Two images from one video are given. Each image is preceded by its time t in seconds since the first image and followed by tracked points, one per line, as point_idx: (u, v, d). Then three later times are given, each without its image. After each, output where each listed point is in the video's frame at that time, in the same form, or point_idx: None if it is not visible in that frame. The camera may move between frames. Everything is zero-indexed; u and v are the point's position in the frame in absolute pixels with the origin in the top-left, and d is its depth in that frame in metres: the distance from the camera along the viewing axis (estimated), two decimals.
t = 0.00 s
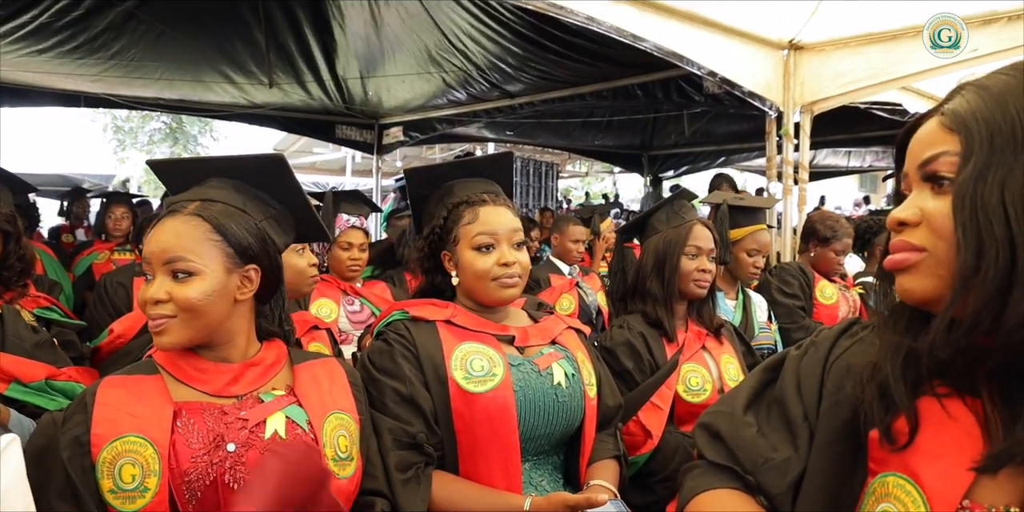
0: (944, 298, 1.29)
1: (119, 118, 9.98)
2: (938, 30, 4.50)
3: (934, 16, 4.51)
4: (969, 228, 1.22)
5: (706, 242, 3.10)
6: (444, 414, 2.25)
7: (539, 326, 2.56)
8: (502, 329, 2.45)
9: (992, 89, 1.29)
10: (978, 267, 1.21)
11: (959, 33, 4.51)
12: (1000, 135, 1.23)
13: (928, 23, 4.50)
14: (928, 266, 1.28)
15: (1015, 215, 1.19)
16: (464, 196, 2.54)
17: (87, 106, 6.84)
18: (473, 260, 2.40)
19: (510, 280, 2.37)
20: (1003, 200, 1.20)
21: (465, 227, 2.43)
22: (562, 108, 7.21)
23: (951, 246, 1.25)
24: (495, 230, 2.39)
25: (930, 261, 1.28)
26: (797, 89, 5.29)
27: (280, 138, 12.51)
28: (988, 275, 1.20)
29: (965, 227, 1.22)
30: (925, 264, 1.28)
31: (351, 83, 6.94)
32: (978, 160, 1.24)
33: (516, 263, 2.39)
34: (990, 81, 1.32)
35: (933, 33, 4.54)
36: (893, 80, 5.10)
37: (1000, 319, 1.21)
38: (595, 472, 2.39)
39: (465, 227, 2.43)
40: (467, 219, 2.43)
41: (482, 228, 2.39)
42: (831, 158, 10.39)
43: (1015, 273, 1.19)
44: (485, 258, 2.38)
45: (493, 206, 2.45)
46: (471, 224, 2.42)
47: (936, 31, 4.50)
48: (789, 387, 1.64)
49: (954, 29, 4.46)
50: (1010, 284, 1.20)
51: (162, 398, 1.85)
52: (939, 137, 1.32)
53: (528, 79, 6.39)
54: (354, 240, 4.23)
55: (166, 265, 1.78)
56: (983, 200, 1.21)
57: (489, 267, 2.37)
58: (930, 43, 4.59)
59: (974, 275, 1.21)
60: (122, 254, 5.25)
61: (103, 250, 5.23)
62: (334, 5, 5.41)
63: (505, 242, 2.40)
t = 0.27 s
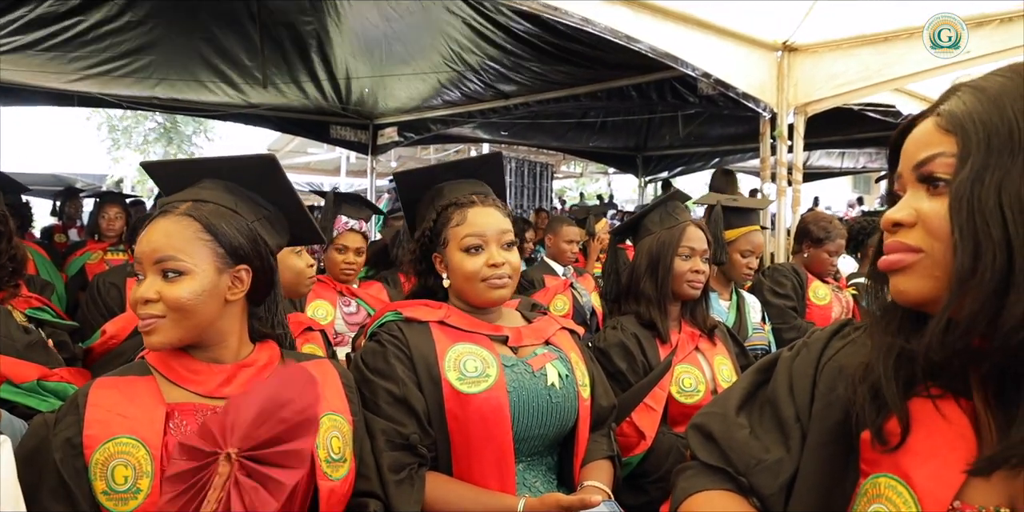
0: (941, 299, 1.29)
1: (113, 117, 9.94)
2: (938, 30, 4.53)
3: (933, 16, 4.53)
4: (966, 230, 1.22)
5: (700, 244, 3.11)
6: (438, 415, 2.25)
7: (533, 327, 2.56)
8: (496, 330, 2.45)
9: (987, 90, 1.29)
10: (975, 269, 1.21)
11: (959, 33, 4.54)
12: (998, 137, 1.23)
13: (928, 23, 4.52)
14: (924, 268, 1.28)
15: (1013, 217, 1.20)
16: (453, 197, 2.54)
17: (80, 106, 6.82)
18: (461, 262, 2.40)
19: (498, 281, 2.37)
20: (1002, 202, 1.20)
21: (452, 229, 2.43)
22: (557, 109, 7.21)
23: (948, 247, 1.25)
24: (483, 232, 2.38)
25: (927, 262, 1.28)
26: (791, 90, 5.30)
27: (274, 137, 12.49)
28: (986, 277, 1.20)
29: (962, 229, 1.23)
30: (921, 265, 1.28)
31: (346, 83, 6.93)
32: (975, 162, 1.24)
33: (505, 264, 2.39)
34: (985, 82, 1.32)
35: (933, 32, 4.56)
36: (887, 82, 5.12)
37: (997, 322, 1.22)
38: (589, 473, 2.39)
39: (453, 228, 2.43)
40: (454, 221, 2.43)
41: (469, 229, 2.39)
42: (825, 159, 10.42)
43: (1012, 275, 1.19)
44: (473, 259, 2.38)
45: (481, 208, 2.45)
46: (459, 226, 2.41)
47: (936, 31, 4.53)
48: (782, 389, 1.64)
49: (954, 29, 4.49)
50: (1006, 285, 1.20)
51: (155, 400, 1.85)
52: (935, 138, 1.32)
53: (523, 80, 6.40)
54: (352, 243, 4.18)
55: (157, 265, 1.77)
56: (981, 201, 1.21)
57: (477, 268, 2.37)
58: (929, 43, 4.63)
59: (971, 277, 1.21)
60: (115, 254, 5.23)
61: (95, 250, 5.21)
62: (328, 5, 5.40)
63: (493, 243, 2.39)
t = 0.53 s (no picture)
0: (931, 304, 1.29)
1: (108, 118, 9.92)
2: (938, 31, 4.52)
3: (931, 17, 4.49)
4: (957, 236, 1.22)
5: (693, 247, 3.12)
6: (431, 418, 2.24)
7: (526, 330, 2.56)
8: (489, 333, 2.46)
9: (977, 96, 1.30)
10: (965, 274, 1.22)
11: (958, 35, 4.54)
12: (988, 144, 1.24)
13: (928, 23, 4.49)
14: (914, 273, 1.29)
15: (1003, 224, 1.20)
16: (446, 201, 2.54)
17: (74, 107, 6.79)
18: (454, 265, 2.40)
19: (491, 285, 2.38)
20: (991, 209, 1.21)
21: (445, 233, 2.43)
22: (552, 111, 7.22)
23: (938, 252, 1.26)
24: (476, 235, 2.39)
25: (917, 267, 1.28)
26: (785, 94, 5.32)
27: (269, 139, 12.48)
28: (977, 283, 1.21)
29: (953, 235, 1.23)
30: (912, 270, 1.29)
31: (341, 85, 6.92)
32: (966, 168, 1.25)
33: (497, 267, 2.40)
34: (975, 88, 1.33)
35: (932, 34, 4.55)
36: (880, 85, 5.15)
37: (987, 328, 1.23)
38: (582, 476, 2.39)
39: (446, 231, 2.43)
40: (448, 224, 2.43)
41: (462, 233, 2.40)
42: (819, 162, 10.45)
43: (1003, 281, 1.20)
44: (467, 262, 2.39)
45: (474, 211, 2.45)
46: (453, 229, 2.42)
47: (935, 32, 4.51)
48: (773, 392, 1.64)
49: (953, 29, 4.50)
50: (996, 291, 1.21)
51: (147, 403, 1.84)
52: (925, 143, 1.32)
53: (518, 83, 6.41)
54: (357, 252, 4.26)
55: (147, 269, 1.77)
56: (971, 208, 1.22)
57: (470, 271, 2.37)
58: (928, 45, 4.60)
59: (962, 283, 1.22)
60: (109, 257, 5.22)
61: (89, 252, 5.19)
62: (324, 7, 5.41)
63: (486, 247, 2.40)
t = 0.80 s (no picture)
0: (921, 306, 1.30)
1: (100, 119, 9.88)
2: (938, 30, 4.62)
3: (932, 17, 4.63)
4: (947, 239, 1.23)
5: (685, 248, 3.13)
6: (424, 419, 2.24)
7: (519, 331, 2.57)
8: (482, 334, 2.46)
9: (968, 100, 1.30)
10: (955, 277, 1.22)
11: (958, 34, 4.65)
12: (978, 148, 1.25)
13: (928, 23, 4.61)
14: (904, 274, 1.29)
15: (992, 227, 1.21)
16: (438, 202, 2.54)
17: (66, 108, 6.76)
18: (447, 266, 2.40)
19: (483, 286, 2.38)
20: (981, 212, 1.21)
21: (438, 234, 2.43)
22: (545, 113, 7.23)
23: (928, 254, 1.26)
24: (468, 237, 2.39)
25: (907, 269, 1.29)
26: (779, 97, 5.35)
27: (263, 141, 12.46)
28: (966, 286, 1.21)
29: (943, 237, 1.23)
30: (903, 271, 1.29)
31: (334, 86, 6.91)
32: (956, 171, 1.25)
33: (490, 269, 2.40)
34: (967, 92, 1.33)
35: (933, 33, 4.65)
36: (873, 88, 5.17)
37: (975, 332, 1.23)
38: (575, 477, 2.39)
39: (439, 233, 2.43)
40: (441, 226, 2.43)
41: (455, 234, 2.40)
42: (812, 165, 10.50)
43: (992, 283, 1.20)
44: (459, 264, 2.39)
45: (467, 213, 2.45)
46: (445, 230, 2.42)
47: (936, 31, 4.62)
48: (764, 394, 1.65)
49: (953, 29, 4.59)
50: (985, 294, 1.21)
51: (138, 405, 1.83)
52: (916, 146, 1.33)
53: (513, 84, 6.41)
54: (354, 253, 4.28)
55: (143, 270, 1.76)
56: (960, 211, 1.22)
57: (463, 272, 2.38)
58: (929, 44, 4.70)
59: (951, 285, 1.22)
60: (101, 258, 5.20)
61: (81, 253, 5.18)
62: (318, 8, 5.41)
63: (479, 248, 2.40)
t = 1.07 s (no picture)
0: (910, 306, 1.30)
1: (91, 118, 9.83)
2: (938, 30, 4.57)
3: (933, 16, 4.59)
4: (937, 239, 1.23)
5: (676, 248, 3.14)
6: (415, 420, 2.24)
7: (511, 332, 2.56)
8: (473, 335, 2.45)
9: (961, 100, 1.30)
10: (944, 278, 1.22)
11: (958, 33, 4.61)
12: (969, 148, 1.25)
13: (929, 22, 4.57)
14: (894, 273, 1.30)
15: (982, 228, 1.21)
16: (430, 202, 2.53)
17: (56, 107, 6.72)
18: (436, 265, 2.40)
19: (472, 286, 2.38)
20: (972, 212, 1.21)
21: (428, 234, 2.43)
22: (538, 114, 7.24)
23: (918, 254, 1.27)
24: (457, 237, 2.39)
25: (897, 269, 1.29)
26: (771, 98, 5.37)
27: (256, 141, 12.43)
28: (955, 285, 1.22)
29: (933, 238, 1.24)
30: (893, 271, 1.30)
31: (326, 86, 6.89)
32: (947, 171, 1.25)
33: (480, 268, 2.39)
34: (959, 93, 1.33)
35: (933, 32, 4.61)
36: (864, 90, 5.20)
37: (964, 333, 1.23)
38: (566, 477, 2.39)
39: (429, 233, 2.43)
40: (431, 226, 2.43)
41: (445, 234, 2.40)
42: (804, 166, 10.55)
43: (981, 284, 1.20)
44: (449, 263, 2.38)
45: (458, 213, 2.45)
46: (436, 230, 2.42)
47: (936, 30, 4.58)
48: (754, 394, 1.65)
49: (953, 29, 4.56)
50: (974, 295, 1.21)
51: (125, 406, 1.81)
52: (908, 146, 1.33)
53: (507, 85, 6.41)
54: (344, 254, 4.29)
55: (196, 266, 1.78)
56: (951, 211, 1.22)
57: (452, 271, 2.37)
58: (929, 43, 4.66)
59: (940, 286, 1.23)
60: (91, 258, 5.17)
61: (70, 254, 5.15)
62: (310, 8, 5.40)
63: (468, 248, 2.39)
